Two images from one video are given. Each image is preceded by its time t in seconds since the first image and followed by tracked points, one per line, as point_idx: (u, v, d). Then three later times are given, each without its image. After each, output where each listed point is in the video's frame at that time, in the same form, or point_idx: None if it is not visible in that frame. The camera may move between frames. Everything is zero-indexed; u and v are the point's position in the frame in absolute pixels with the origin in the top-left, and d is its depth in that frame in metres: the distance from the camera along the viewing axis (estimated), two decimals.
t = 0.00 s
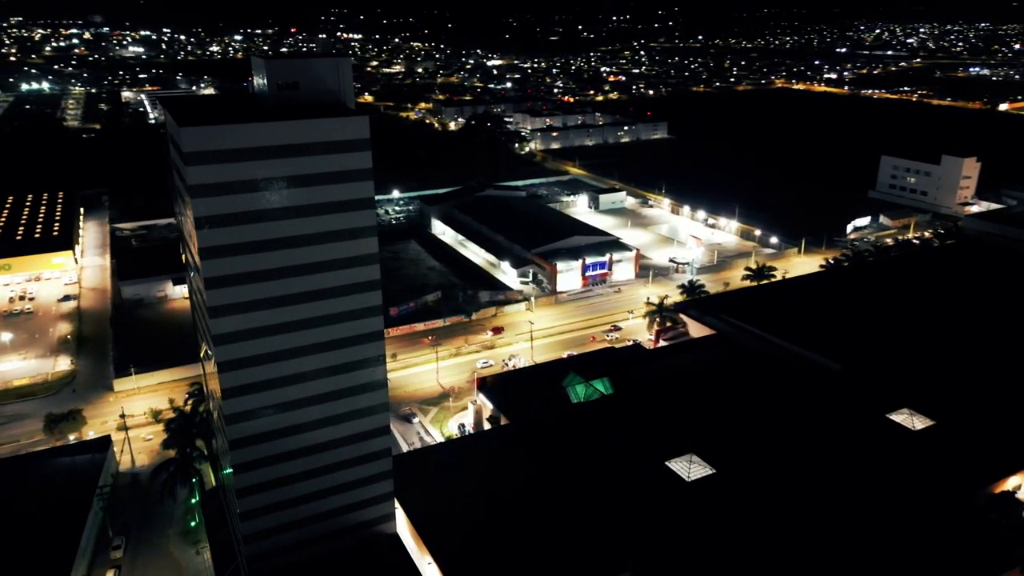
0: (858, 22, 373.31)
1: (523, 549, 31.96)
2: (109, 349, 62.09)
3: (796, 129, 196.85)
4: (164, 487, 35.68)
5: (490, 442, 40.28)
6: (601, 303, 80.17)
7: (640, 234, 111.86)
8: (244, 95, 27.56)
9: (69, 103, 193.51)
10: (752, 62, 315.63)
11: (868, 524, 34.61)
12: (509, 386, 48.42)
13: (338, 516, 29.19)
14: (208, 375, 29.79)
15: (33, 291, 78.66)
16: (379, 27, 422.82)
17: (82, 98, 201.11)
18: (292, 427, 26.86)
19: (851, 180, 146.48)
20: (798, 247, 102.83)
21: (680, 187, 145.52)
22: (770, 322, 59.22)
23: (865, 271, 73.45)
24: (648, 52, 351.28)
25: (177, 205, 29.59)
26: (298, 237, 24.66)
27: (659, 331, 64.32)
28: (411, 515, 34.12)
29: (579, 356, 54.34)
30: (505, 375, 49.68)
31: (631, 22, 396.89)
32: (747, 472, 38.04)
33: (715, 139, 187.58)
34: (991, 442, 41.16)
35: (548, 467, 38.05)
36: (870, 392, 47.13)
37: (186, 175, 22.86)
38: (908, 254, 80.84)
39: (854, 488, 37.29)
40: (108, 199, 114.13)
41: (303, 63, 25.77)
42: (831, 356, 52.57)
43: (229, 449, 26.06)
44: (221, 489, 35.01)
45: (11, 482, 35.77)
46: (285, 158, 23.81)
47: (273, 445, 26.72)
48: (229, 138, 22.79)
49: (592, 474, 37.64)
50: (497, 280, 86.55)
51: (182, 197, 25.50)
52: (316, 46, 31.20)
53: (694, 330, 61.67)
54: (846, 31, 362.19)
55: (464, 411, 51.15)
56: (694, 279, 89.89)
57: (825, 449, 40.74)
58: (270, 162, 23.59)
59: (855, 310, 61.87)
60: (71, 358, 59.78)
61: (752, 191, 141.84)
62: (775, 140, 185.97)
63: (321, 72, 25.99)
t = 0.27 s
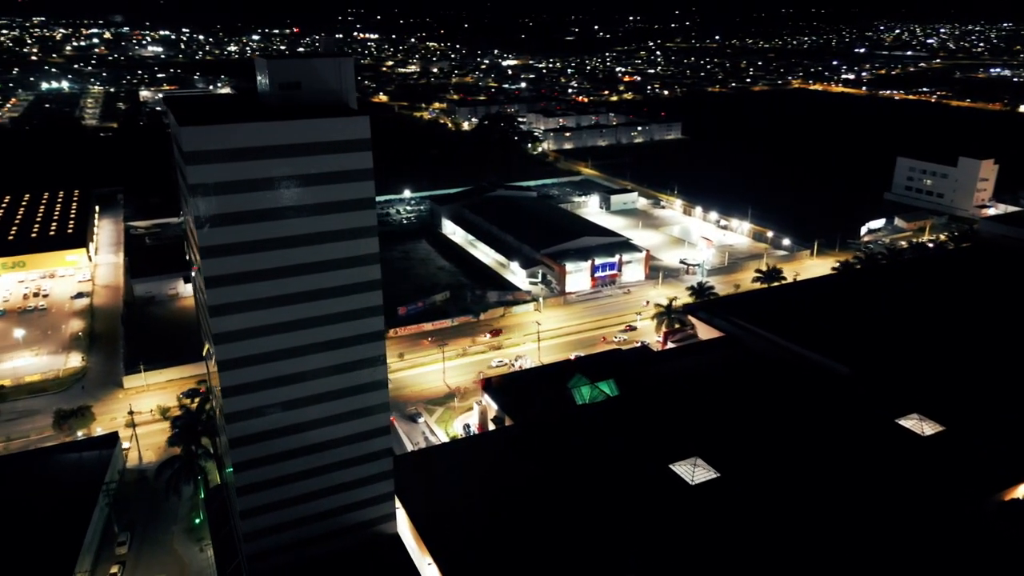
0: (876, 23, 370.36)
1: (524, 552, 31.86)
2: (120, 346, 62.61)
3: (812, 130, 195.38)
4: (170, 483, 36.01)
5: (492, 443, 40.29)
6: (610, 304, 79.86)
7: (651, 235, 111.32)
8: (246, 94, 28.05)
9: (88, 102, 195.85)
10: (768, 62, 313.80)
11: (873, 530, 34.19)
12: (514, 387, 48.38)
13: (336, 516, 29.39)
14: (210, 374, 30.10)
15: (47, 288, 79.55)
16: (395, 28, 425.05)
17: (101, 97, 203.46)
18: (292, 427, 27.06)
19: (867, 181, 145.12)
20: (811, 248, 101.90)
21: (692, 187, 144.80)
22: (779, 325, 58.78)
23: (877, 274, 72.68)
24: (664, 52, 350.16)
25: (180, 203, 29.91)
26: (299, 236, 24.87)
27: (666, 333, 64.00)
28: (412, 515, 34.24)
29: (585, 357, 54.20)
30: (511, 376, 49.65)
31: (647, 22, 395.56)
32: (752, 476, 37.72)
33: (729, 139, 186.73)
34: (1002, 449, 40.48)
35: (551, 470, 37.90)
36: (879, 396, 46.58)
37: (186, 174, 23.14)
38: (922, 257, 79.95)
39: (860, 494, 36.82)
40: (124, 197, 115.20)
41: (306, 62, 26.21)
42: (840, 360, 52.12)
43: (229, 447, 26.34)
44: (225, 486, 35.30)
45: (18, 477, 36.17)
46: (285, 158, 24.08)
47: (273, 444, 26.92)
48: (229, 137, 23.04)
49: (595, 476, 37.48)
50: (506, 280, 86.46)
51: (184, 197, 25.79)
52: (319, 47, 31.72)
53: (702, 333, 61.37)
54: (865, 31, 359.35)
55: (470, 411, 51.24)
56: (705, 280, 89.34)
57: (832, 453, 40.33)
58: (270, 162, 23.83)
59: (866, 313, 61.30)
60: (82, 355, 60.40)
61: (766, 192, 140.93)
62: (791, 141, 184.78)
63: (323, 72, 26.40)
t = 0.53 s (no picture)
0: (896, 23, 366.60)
1: (524, 553, 31.80)
2: (131, 343, 63.11)
3: (828, 131, 193.65)
4: (174, 480, 36.22)
5: (496, 444, 40.28)
6: (619, 305, 79.64)
7: (662, 236, 110.83)
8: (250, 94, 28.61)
9: (107, 100, 197.78)
10: (785, 63, 311.45)
11: (878, 535, 33.76)
12: (519, 388, 48.39)
13: (337, 515, 29.61)
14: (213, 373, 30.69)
15: (61, 285, 80.39)
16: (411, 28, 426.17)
17: (119, 96, 205.43)
18: (292, 425, 27.51)
19: (883, 183, 143.68)
20: (823, 251, 101.05)
21: (705, 188, 144.05)
22: (789, 328, 58.33)
23: (890, 277, 71.91)
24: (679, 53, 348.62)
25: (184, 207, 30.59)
26: (298, 236, 25.42)
27: (674, 335, 63.82)
28: (413, 515, 34.28)
29: (591, 358, 54.10)
30: (516, 377, 49.63)
31: (663, 22, 393.63)
32: (755, 479, 37.43)
33: (744, 140, 185.59)
34: (1013, 455, 39.86)
35: (553, 471, 37.82)
36: (889, 401, 46.01)
37: (187, 174, 23.74)
38: (937, 259, 78.98)
39: (866, 499, 36.43)
40: (139, 195, 116.21)
41: (309, 62, 26.68)
42: (849, 364, 51.67)
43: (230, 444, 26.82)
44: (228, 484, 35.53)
45: (25, 472, 36.60)
46: (284, 158, 24.64)
47: (273, 442, 27.37)
48: (229, 137, 23.62)
49: (597, 477, 37.34)
50: (515, 280, 86.36)
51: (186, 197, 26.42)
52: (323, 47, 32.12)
53: (710, 335, 61.11)
54: (884, 32, 355.62)
55: (475, 411, 51.33)
56: (715, 282, 88.82)
57: (838, 457, 39.93)
58: (270, 161, 24.41)
59: (878, 316, 60.68)
60: (93, 352, 60.94)
61: (780, 194, 139.87)
62: (807, 142, 183.26)
63: (325, 72, 26.88)
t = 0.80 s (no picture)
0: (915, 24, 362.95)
1: (523, 554, 31.72)
2: (141, 340, 63.64)
3: (845, 132, 191.88)
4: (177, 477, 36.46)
5: (499, 444, 40.26)
6: (628, 306, 79.38)
7: (673, 237, 110.39)
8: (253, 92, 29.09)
9: (125, 100, 199.87)
10: (801, 63, 309.21)
11: (885, 548, 32.83)
12: (524, 389, 48.36)
13: (336, 515, 30.22)
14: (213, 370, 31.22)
15: (74, 282, 81.28)
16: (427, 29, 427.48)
17: (136, 95, 207.54)
18: (293, 423, 28.06)
19: (900, 185, 142.27)
20: (836, 253, 100.22)
21: (718, 189, 143.31)
22: (798, 331, 57.87)
23: (903, 279, 71.18)
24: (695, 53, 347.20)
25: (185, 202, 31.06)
26: (298, 236, 25.86)
27: (682, 337, 63.57)
28: (414, 515, 34.29)
29: (597, 360, 53.96)
30: (521, 377, 49.61)
31: (679, 22, 391.30)
32: (758, 483, 37.09)
33: (759, 141, 184.53)
34: None
35: (556, 472, 37.70)
36: (898, 405, 45.33)
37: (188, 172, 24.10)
38: (951, 262, 78.07)
39: (872, 503, 35.98)
40: (153, 193, 117.26)
41: (311, 62, 27.19)
42: (858, 368, 51.17)
43: (230, 443, 27.40)
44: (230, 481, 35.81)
45: (31, 467, 36.96)
46: (285, 157, 25.02)
47: (273, 441, 27.95)
48: (229, 137, 23.97)
49: (600, 478, 37.19)
50: (524, 281, 86.29)
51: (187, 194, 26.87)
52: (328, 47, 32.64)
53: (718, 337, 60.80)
54: (903, 32, 351.94)
55: (480, 412, 51.35)
56: (725, 283, 88.33)
57: (844, 462, 39.45)
58: (271, 160, 24.80)
59: (889, 319, 60.09)
60: (104, 348, 61.59)
61: (793, 195, 138.90)
62: (822, 143, 181.84)
63: (327, 72, 27.41)
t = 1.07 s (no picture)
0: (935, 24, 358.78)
1: (522, 555, 31.73)
2: (150, 337, 64.19)
3: (861, 134, 189.97)
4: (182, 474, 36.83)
5: (502, 444, 40.28)
6: (636, 307, 79.09)
7: (684, 239, 109.92)
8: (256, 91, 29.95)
9: (141, 99, 201.76)
10: (818, 64, 306.69)
11: (888, 552, 32.50)
12: (528, 390, 48.36)
13: (336, 513, 31.44)
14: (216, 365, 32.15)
15: (87, 279, 82.12)
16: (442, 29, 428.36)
17: (154, 95, 209.45)
18: (294, 421, 29.08)
19: (916, 187, 140.71)
20: (848, 255, 99.37)
21: (731, 191, 142.54)
22: (806, 334, 57.45)
23: (915, 282, 70.40)
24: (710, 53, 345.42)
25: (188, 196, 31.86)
26: (297, 236, 26.68)
27: (689, 339, 63.34)
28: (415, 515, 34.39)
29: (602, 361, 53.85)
30: (525, 378, 49.62)
31: (696, 22, 388.89)
32: (762, 487, 36.81)
33: (774, 142, 183.31)
34: None
35: (558, 473, 37.69)
36: (907, 409, 44.85)
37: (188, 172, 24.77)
38: (966, 265, 77.14)
39: (876, 507, 35.65)
40: (167, 192, 118.27)
41: (312, 63, 28.08)
42: (868, 371, 50.56)
43: (232, 440, 28.42)
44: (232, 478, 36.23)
45: (38, 462, 37.34)
46: (284, 157, 25.68)
47: (274, 439, 29.03)
48: (229, 137, 24.59)
49: (601, 479, 37.12)
50: (532, 281, 86.21)
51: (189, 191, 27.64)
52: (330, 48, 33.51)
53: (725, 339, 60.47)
54: (923, 32, 347.86)
55: (485, 412, 51.39)
56: (735, 285, 87.85)
57: (849, 466, 39.08)
58: (270, 161, 25.48)
59: (899, 323, 59.48)
60: (115, 345, 62.17)
61: (807, 197, 137.82)
62: (838, 144, 180.27)
63: (328, 72, 28.28)
